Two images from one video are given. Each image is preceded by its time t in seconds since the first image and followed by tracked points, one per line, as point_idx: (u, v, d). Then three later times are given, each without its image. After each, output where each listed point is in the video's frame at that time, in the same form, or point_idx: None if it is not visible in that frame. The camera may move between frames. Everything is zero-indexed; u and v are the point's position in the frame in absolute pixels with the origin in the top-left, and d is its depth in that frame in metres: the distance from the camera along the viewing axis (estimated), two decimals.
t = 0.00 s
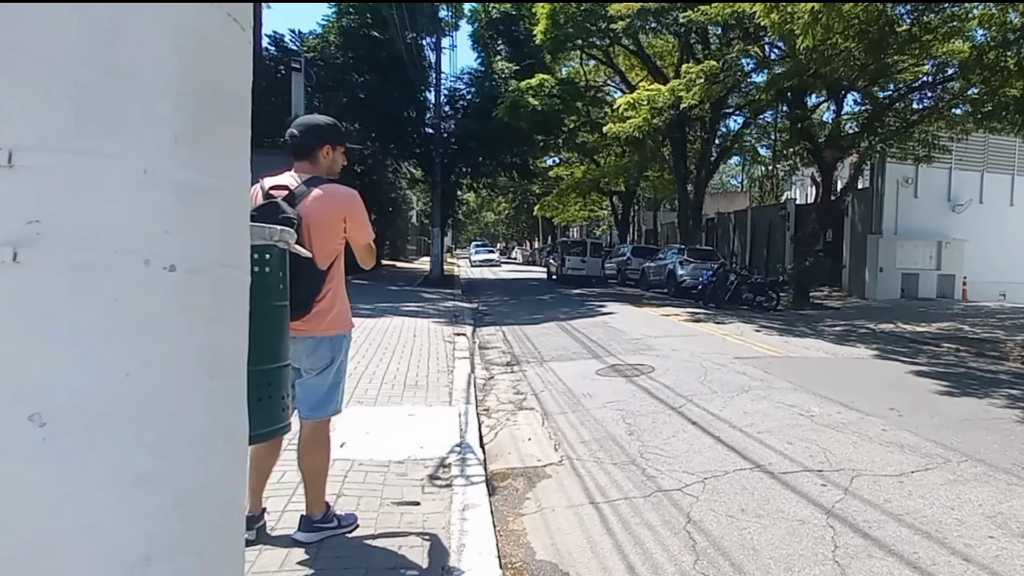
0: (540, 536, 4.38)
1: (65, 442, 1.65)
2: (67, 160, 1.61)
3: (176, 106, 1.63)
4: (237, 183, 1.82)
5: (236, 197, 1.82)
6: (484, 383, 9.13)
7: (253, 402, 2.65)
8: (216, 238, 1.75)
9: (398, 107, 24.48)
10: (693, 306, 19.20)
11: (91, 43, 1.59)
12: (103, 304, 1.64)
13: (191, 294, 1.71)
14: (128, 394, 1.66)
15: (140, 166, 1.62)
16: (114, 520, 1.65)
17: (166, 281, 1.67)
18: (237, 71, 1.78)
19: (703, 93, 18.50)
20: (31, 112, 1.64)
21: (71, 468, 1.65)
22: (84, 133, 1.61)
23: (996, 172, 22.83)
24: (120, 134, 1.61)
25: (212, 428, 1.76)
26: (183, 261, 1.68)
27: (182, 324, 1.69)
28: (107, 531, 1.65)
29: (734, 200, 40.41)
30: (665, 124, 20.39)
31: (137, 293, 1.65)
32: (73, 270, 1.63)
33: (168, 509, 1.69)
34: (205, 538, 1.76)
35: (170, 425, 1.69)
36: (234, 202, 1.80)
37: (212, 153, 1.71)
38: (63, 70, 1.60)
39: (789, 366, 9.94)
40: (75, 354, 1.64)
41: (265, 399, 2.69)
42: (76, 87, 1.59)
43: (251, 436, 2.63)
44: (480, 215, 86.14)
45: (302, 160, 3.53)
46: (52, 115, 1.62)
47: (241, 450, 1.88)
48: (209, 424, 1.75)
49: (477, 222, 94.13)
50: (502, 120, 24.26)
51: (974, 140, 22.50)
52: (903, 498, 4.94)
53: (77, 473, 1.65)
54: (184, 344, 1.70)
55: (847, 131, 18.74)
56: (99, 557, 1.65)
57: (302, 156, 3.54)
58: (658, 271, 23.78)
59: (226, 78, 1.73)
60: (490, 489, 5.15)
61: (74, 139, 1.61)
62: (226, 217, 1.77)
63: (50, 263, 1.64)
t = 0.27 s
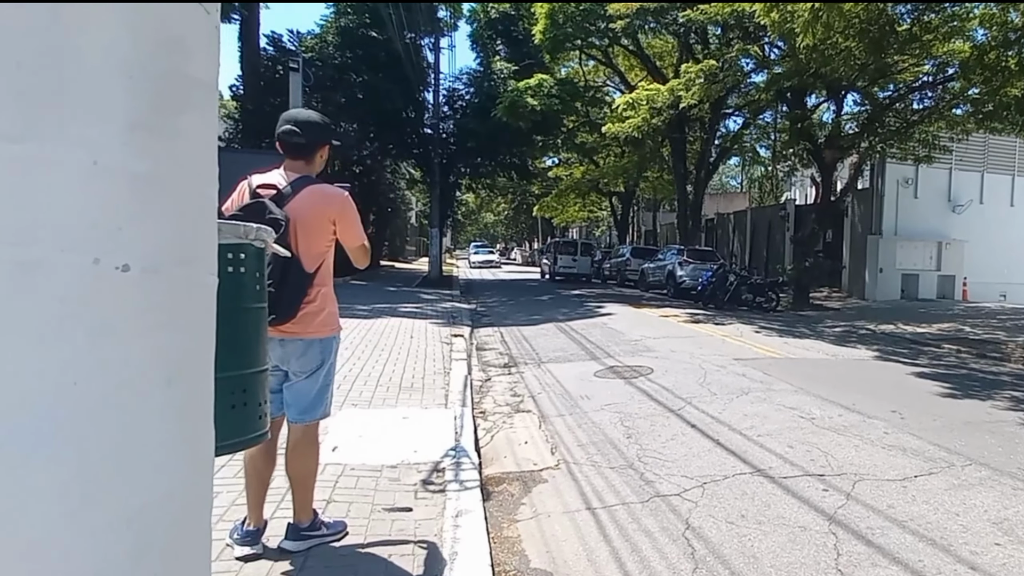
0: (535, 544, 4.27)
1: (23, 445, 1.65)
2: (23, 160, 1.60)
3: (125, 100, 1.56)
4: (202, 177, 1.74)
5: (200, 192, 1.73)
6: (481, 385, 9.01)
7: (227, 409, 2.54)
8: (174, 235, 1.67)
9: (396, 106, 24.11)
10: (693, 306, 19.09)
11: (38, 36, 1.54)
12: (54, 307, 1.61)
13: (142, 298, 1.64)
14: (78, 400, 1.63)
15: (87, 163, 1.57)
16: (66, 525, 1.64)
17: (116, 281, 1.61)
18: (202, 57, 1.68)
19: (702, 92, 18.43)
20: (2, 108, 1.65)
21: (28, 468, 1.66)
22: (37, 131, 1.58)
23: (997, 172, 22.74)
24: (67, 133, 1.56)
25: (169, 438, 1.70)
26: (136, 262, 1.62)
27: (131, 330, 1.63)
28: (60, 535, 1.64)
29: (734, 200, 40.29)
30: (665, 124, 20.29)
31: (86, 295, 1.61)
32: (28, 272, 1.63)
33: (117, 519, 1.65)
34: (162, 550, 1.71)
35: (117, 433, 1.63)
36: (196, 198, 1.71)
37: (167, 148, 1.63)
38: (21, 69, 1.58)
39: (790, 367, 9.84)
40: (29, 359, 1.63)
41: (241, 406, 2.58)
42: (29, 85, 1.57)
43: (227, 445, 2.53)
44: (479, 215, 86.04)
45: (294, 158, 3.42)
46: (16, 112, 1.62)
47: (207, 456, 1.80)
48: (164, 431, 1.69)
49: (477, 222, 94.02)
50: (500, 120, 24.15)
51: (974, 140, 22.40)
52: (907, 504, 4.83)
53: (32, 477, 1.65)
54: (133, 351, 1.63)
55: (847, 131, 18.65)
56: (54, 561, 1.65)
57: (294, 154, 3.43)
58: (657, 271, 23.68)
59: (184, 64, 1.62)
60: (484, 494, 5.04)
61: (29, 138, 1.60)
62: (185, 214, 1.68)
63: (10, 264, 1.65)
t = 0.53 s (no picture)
0: (534, 546, 4.21)
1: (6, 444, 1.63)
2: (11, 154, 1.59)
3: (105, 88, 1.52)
4: (192, 169, 1.67)
5: (187, 184, 1.66)
6: (480, 385, 8.95)
7: (218, 409, 2.48)
8: (158, 227, 1.61)
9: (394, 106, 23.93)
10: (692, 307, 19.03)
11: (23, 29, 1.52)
12: (36, 302, 1.58)
13: (123, 294, 1.58)
14: (56, 399, 1.58)
15: (68, 152, 1.53)
16: (46, 526, 1.60)
17: (99, 274, 1.57)
18: (190, 43, 1.62)
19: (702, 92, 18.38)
20: None
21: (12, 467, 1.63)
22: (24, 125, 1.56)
23: (997, 172, 22.71)
24: (50, 124, 1.53)
25: (150, 439, 1.63)
26: (118, 255, 1.57)
27: (110, 326, 1.58)
28: (42, 537, 1.61)
29: (733, 200, 40.25)
30: (664, 124, 20.23)
31: (68, 288, 1.57)
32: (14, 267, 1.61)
33: (96, 522, 1.60)
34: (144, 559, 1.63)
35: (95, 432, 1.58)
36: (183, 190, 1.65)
37: (148, 137, 1.57)
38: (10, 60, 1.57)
39: (790, 367, 9.79)
40: (15, 356, 1.61)
41: (232, 406, 2.52)
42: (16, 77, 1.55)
43: (218, 445, 2.47)
44: (479, 215, 85.97)
45: (286, 153, 3.36)
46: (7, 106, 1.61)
47: (195, 463, 1.72)
48: (145, 433, 1.62)
49: (476, 222, 93.96)
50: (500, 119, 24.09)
51: (974, 140, 22.38)
52: (911, 506, 4.77)
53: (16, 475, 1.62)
54: (112, 348, 1.58)
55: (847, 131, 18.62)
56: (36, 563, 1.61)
57: (286, 149, 3.36)
58: (657, 272, 23.63)
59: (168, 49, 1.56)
60: (482, 495, 4.98)
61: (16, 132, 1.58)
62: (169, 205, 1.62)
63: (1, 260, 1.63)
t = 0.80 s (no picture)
0: (535, 546, 4.19)
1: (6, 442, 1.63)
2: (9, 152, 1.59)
3: (102, 84, 1.51)
4: (189, 165, 1.65)
5: (185, 180, 1.64)
6: (481, 384, 8.93)
7: (218, 407, 2.47)
8: (155, 224, 1.59)
9: (395, 106, 23.88)
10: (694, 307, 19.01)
11: (21, 25, 1.52)
12: (33, 300, 1.58)
13: (120, 291, 1.57)
14: (52, 398, 1.57)
15: (63, 146, 1.51)
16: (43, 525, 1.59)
17: (96, 271, 1.55)
18: (187, 37, 1.60)
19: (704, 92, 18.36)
20: None
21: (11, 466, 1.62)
22: (21, 123, 1.56)
23: (999, 173, 22.66)
24: (45, 120, 1.52)
25: (146, 440, 1.60)
26: (114, 251, 1.55)
27: (104, 325, 1.56)
28: (38, 537, 1.59)
29: (735, 200, 40.19)
30: (666, 123, 20.20)
31: (66, 285, 1.55)
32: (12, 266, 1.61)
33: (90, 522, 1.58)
34: (139, 562, 1.61)
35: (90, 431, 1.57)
36: (180, 186, 1.63)
37: (144, 134, 1.55)
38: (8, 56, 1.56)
39: (792, 367, 9.77)
40: (13, 354, 1.61)
41: (232, 405, 2.51)
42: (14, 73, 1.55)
43: (218, 444, 2.45)
44: (480, 215, 85.95)
45: (281, 150, 3.35)
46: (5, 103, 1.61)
47: (192, 462, 1.71)
48: (140, 433, 1.60)
49: (478, 222, 93.90)
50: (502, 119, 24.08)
51: (976, 141, 22.33)
52: (914, 507, 4.75)
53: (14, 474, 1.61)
54: (106, 347, 1.56)
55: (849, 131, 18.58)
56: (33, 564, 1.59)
57: (282, 146, 3.35)
58: (658, 272, 23.61)
59: (164, 44, 1.54)
60: (484, 495, 4.96)
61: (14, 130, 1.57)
62: (165, 202, 1.59)
63: None
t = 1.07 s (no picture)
0: (534, 546, 4.19)
1: None
2: None
3: (102, 79, 1.51)
4: (185, 162, 1.67)
5: (182, 178, 1.66)
6: (481, 385, 8.92)
7: (217, 405, 2.46)
8: (154, 219, 1.60)
9: (396, 107, 23.85)
10: (694, 308, 19.01)
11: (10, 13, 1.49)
12: (21, 294, 1.53)
13: (120, 288, 1.57)
14: (47, 395, 1.54)
15: (61, 141, 1.50)
16: (32, 526, 1.55)
17: (94, 266, 1.54)
18: (184, 38, 1.63)
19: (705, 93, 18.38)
20: None
21: None
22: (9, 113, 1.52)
23: (1000, 174, 22.67)
24: (39, 113, 1.50)
25: (148, 436, 1.62)
26: (113, 247, 1.55)
27: (106, 321, 1.56)
28: (25, 540, 1.55)
29: (735, 201, 40.20)
30: (667, 124, 20.20)
31: (61, 281, 1.53)
32: None
33: (88, 520, 1.56)
34: (136, 557, 1.61)
35: (89, 428, 1.55)
36: (178, 185, 1.64)
37: (145, 131, 1.56)
38: None
39: (792, 368, 9.77)
40: None
41: (229, 403, 2.50)
42: None
43: (217, 442, 2.45)
44: (480, 216, 85.99)
45: (273, 148, 3.37)
46: None
47: (187, 458, 1.73)
48: (141, 429, 1.61)
49: (478, 223, 93.95)
50: (503, 119, 24.08)
51: (977, 142, 22.33)
52: (914, 508, 4.74)
53: None
54: (109, 343, 1.56)
55: (850, 132, 18.60)
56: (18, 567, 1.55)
57: (273, 144, 3.37)
58: (659, 273, 23.59)
59: (164, 44, 1.57)
60: (483, 495, 4.96)
61: None
62: (164, 199, 1.61)
63: None
